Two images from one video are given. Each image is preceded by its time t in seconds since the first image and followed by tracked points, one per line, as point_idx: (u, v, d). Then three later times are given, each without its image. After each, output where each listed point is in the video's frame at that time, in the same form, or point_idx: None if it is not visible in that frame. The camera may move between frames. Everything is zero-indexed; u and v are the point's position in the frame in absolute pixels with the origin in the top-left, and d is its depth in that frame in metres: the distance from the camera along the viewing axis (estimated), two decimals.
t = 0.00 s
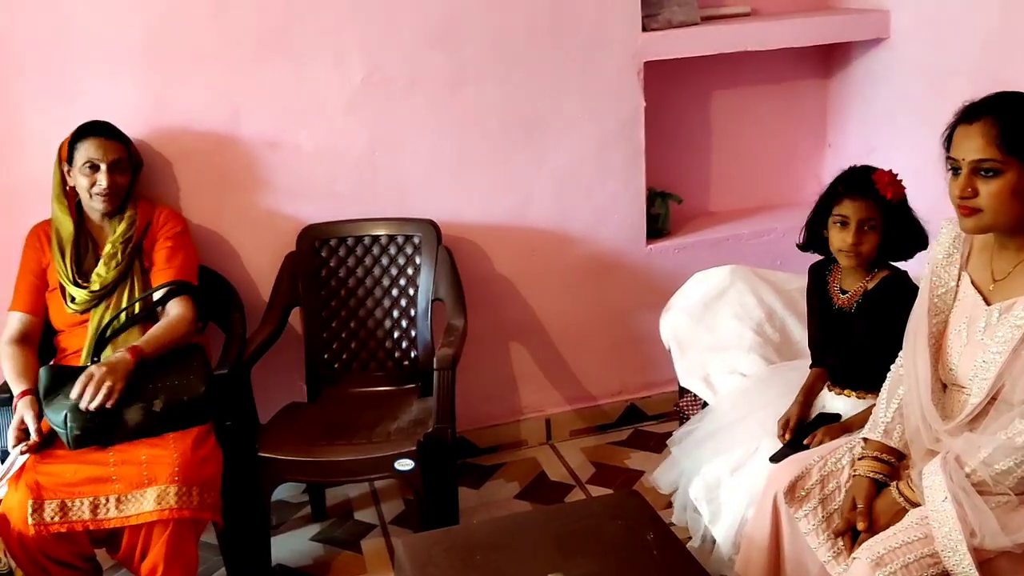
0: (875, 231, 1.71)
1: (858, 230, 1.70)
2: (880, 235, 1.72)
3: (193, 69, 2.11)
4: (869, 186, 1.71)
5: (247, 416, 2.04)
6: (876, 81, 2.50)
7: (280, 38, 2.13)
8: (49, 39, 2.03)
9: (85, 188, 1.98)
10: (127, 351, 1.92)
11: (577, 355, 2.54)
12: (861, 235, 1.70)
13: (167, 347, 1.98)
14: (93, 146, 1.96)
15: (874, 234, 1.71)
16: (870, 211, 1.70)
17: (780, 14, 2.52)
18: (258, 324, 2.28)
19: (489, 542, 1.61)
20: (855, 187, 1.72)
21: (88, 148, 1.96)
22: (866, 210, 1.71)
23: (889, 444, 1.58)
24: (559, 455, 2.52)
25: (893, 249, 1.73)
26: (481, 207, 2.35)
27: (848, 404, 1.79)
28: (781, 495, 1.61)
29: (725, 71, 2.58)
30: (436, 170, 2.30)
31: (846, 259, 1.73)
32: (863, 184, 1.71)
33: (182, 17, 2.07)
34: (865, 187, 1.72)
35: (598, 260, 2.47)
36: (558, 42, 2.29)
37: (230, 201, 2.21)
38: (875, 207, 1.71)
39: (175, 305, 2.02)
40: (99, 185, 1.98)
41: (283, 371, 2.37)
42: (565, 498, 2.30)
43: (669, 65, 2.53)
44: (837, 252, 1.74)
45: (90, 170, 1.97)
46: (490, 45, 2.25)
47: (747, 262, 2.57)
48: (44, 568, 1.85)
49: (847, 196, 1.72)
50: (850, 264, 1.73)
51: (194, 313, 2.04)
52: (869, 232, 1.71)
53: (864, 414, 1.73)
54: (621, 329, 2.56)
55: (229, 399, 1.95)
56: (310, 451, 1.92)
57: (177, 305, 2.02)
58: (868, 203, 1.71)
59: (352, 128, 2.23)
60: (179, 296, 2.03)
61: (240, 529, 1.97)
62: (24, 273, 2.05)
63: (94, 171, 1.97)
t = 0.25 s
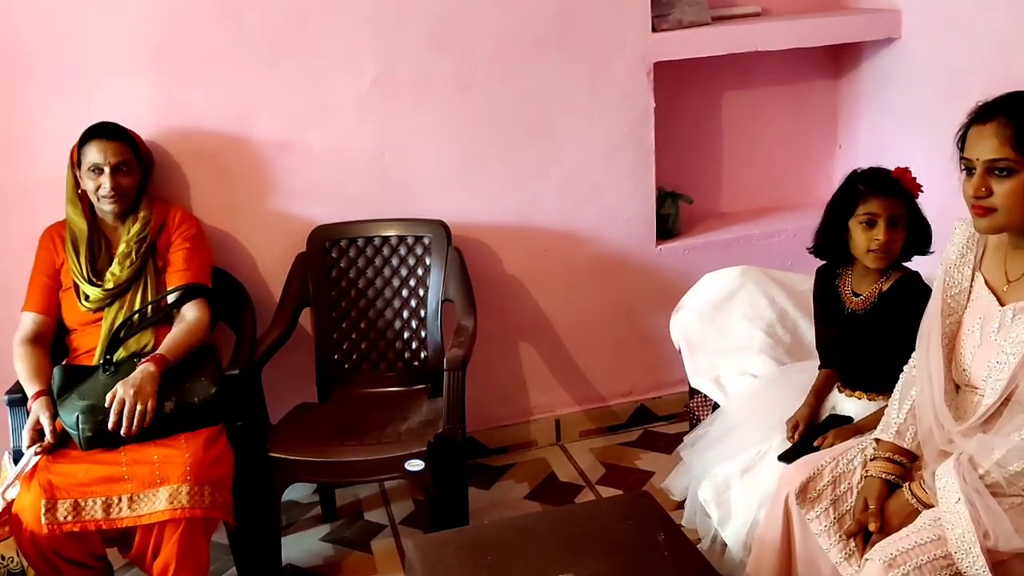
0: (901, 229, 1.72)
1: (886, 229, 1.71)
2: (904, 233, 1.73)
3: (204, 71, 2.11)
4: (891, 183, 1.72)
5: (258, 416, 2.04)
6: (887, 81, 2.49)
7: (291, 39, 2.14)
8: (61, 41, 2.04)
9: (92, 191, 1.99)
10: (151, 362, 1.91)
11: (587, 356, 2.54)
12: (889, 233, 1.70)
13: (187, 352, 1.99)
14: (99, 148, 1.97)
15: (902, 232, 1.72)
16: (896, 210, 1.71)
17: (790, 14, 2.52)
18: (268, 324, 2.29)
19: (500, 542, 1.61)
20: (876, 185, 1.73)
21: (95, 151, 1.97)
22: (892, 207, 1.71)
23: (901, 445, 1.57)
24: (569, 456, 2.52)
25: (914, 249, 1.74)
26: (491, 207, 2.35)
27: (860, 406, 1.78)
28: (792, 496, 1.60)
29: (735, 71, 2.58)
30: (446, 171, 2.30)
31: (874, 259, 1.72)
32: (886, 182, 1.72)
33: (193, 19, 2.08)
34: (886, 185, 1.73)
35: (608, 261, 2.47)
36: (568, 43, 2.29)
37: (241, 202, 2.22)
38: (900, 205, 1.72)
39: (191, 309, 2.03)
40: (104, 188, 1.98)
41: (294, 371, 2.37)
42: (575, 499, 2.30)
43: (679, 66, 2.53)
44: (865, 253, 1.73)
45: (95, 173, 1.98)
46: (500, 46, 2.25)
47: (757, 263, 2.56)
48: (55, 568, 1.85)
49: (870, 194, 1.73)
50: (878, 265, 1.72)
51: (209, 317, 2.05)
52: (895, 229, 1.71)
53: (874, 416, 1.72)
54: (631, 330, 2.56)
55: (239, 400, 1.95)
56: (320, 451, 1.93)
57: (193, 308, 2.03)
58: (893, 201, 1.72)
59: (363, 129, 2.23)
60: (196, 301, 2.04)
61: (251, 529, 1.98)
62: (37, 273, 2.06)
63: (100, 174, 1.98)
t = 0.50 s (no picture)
0: (902, 231, 1.71)
1: (887, 230, 1.70)
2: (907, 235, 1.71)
3: (213, 69, 2.12)
4: (895, 184, 1.71)
5: (266, 415, 2.04)
6: (896, 81, 2.49)
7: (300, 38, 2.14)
8: (71, 39, 2.04)
9: (101, 189, 2.00)
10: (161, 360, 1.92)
11: (594, 356, 2.54)
12: (889, 234, 1.69)
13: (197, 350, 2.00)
14: (108, 147, 1.97)
15: (903, 233, 1.70)
16: (898, 211, 1.70)
17: (799, 13, 2.51)
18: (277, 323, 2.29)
19: (508, 541, 1.61)
20: (880, 185, 1.72)
21: (104, 150, 1.98)
22: (896, 208, 1.70)
23: (911, 446, 1.56)
24: (576, 456, 2.51)
25: (919, 250, 1.72)
26: (499, 207, 2.35)
27: (868, 407, 1.78)
28: (800, 498, 1.60)
29: (744, 71, 2.57)
30: (454, 170, 2.30)
31: (875, 260, 1.71)
32: (890, 183, 1.71)
33: (202, 18, 2.08)
34: (891, 185, 1.72)
35: (616, 260, 2.47)
36: (577, 43, 2.29)
37: (250, 201, 2.22)
38: (904, 205, 1.70)
39: (201, 307, 2.03)
40: (112, 186, 1.98)
41: (302, 370, 2.37)
42: (582, 498, 2.30)
43: (688, 65, 2.53)
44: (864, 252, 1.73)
45: (104, 172, 1.98)
46: (509, 45, 2.25)
47: (765, 263, 2.56)
48: (64, 565, 1.86)
49: (873, 195, 1.72)
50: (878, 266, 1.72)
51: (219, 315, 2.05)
52: (899, 230, 1.70)
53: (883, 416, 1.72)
54: (639, 330, 2.55)
55: (251, 398, 1.98)
56: (328, 450, 1.92)
57: (203, 306, 2.03)
58: (896, 202, 1.70)
59: (371, 128, 2.23)
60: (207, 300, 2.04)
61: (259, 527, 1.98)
62: (47, 271, 2.06)
63: (109, 172, 1.98)
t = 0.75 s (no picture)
0: (888, 229, 1.69)
1: (870, 226, 1.70)
2: (895, 234, 1.69)
3: (220, 66, 2.11)
4: (889, 183, 1.70)
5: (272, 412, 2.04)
6: (903, 82, 2.48)
7: (307, 34, 2.13)
8: (77, 35, 2.03)
9: (109, 184, 2.00)
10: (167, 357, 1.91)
11: (599, 355, 2.54)
12: (871, 231, 1.70)
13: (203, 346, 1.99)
14: (116, 142, 1.97)
15: (885, 232, 1.69)
16: (884, 209, 1.69)
17: (806, 13, 2.51)
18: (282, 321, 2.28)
19: (515, 540, 1.61)
20: (877, 183, 1.72)
21: (112, 146, 1.97)
22: (884, 207, 1.69)
23: (919, 447, 1.56)
24: (580, 455, 2.51)
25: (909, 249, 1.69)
26: (505, 205, 2.35)
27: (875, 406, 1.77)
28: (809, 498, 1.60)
29: (751, 70, 2.57)
30: (460, 168, 2.30)
31: (860, 256, 1.73)
32: (883, 181, 1.71)
33: (209, 14, 2.07)
34: (886, 184, 1.71)
35: (622, 260, 2.47)
36: (584, 42, 2.28)
37: (255, 198, 2.22)
38: (893, 206, 1.69)
39: (206, 303, 2.03)
40: (121, 180, 1.98)
41: (307, 368, 2.37)
42: (586, 497, 2.29)
43: (694, 65, 2.52)
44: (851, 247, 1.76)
45: (112, 165, 1.98)
46: (516, 43, 2.24)
47: (771, 263, 2.55)
48: (69, 562, 1.85)
49: (865, 192, 1.73)
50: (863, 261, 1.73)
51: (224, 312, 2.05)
52: (883, 230, 1.69)
53: (888, 414, 1.71)
54: (644, 329, 2.55)
55: (251, 396, 1.96)
56: (334, 448, 1.92)
57: (208, 302, 2.03)
58: (884, 200, 1.70)
59: (378, 125, 2.23)
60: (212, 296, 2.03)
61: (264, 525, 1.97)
62: (53, 268, 2.06)
63: (117, 167, 1.98)
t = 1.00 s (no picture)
0: (886, 232, 1.69)
1: (870, 227, 1.71)
2: (894, 236, 1.69)
3: (224, 63, 2.11)
4: (892, 184, 1.70)
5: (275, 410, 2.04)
6: (906, 82, 2.48)
7: (311, 32, 2.13)
8: (81, 32, 2.03)
9: (115, 180, 2.00)
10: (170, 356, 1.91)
11: (601, 354, 2.54)
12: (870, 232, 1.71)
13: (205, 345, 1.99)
14: (122, 139, 1.97)
15: (884, 234, 1.69)
16: (884, 211, 1.69)
17: (810, 13, 2.51)
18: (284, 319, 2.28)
19: (518, 539, 1.61)
20: (882, 185, 1.72)
21: (117, 142, 1.97)
22: (884, 209, 1.69)
23: (922, 448, 1.56)
24: (581, 455, 2.51)
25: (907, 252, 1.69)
26: (508, 204, 2.35)
27: (878, 406, 1.77)
28: (810, 498, 1.60)
29: (754, 70, 2.57)
30: (464, 167, 2.30)
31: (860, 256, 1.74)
32: (885, 182, 1.71)
33: (213, 11, 2.07)
34: (889, 186, 1.71)
35: (624, 259, 2.46)
36: (587, 41, 2.28)
37: (258, 195, 2.21)
38: (894, 208, 1.68)
39: (209, 302, 2.03)
40: (127, 177, 1.98)
41: (309, 366, 2.37)
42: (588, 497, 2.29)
43: (698, 64, 2.52)
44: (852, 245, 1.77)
45: (118, 162, 1.98)
46: (520, 41, 2.24)
47: (774, 263, 2.55)
48: (71, 558, 1.85)
49: (869, 192, 1.74)
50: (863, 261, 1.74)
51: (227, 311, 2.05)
52: (883, 231, 1.69)
53: (892, 414, 1.71)
54: (646, 329, 2.55)
55: (256, 393, 1.96)
56: (336, 446, 1.92)
57: (211, 301, 2.03)
58: (886, 202, 1.69)
59: (381, 123, 2.23)
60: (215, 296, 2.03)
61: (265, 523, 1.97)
62: (56, 265, 2.06)
63: (122, 163, 1.98)
